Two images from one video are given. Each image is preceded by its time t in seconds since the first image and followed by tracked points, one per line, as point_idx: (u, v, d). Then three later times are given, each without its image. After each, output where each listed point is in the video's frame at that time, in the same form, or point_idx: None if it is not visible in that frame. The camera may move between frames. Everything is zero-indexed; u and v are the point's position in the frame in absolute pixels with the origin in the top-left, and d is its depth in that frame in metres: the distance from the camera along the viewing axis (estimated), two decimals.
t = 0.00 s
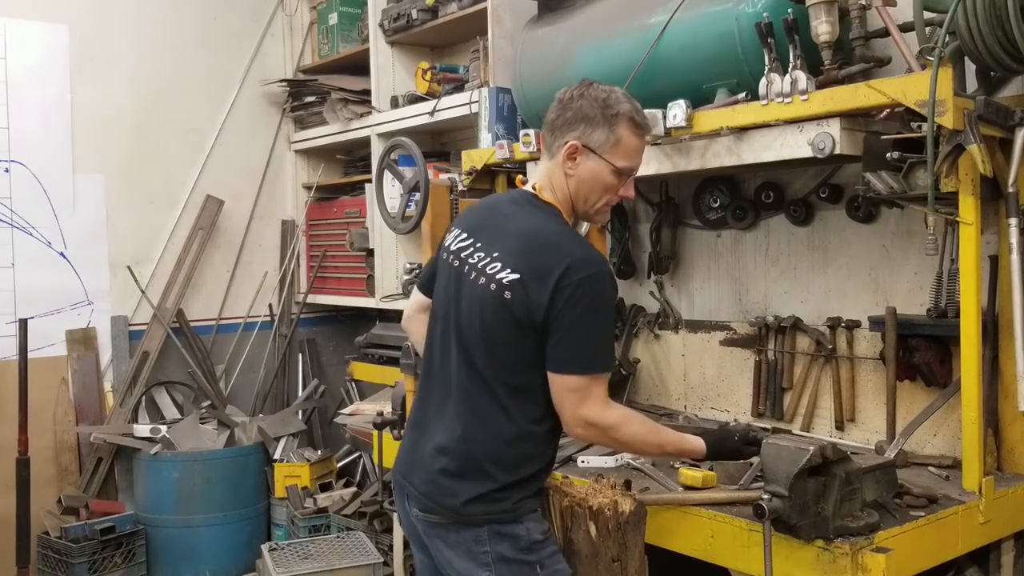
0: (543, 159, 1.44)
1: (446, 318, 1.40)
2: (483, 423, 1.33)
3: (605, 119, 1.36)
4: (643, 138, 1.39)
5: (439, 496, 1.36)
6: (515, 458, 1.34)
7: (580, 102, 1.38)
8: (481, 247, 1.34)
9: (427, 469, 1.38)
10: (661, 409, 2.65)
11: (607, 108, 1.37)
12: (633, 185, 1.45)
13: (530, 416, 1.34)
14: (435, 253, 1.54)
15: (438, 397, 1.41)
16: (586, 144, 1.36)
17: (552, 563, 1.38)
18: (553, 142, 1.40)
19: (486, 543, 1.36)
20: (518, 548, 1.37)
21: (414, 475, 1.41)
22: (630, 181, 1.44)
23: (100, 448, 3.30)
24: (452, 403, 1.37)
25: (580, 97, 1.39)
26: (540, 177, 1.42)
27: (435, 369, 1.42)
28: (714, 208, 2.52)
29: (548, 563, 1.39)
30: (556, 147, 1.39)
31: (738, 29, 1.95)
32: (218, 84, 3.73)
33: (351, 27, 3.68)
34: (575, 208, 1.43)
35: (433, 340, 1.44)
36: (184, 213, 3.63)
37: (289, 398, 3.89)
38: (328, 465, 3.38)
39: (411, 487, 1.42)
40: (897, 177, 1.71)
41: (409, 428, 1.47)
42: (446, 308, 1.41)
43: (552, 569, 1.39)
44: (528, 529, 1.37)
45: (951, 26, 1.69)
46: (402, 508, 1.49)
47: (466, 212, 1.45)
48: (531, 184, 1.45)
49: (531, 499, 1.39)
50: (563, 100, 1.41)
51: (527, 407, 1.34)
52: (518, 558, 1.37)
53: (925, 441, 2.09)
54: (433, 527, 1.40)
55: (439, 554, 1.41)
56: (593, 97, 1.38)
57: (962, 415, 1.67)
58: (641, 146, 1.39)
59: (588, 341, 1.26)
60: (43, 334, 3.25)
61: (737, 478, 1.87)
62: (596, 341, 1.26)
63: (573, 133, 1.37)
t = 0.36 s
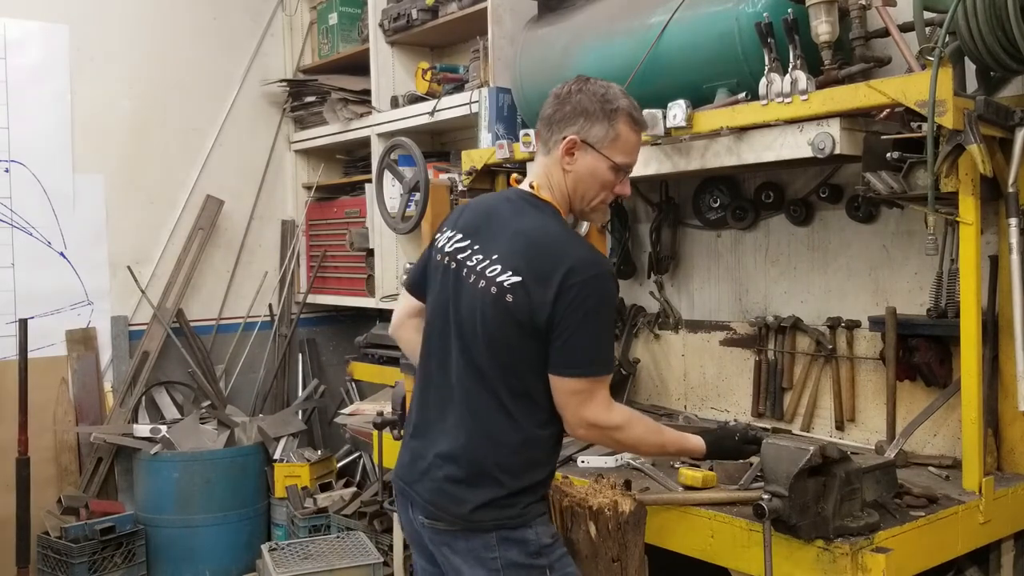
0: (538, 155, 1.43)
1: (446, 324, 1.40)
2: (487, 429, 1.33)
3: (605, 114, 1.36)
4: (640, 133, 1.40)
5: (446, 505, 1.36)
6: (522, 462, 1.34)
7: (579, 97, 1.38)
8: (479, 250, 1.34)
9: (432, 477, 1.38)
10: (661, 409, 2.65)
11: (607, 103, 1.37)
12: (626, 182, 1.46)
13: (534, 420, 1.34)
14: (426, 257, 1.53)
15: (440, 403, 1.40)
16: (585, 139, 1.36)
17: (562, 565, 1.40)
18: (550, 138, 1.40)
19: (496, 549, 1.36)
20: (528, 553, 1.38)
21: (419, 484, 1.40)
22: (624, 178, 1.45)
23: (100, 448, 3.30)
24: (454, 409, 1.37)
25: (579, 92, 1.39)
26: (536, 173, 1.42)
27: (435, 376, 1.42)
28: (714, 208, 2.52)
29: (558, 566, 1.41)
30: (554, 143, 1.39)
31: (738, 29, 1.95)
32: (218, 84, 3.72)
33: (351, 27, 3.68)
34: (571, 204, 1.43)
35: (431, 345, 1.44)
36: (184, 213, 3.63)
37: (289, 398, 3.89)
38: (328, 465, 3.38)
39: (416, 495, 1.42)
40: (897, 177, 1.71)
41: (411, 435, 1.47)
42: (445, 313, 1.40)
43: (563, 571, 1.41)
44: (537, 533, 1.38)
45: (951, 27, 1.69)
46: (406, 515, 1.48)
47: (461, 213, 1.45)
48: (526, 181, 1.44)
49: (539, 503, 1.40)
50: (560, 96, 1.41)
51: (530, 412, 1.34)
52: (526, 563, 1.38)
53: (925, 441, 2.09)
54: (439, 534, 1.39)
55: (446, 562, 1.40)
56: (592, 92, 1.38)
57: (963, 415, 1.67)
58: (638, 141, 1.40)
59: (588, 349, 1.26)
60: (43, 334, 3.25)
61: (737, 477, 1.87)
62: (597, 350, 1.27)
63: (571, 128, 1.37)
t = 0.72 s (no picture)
0: (546, 162, 1.44)
1: (448, 318, 1.41)
2: (485, 421, 1.33)
3: (607, 120, 1.36)
4: (645, 138, 1.39)
5: (440, 491, 1.36)
6: (520, 455, 1.35)
7: (581, 103, 1.38)
8: (482, 247, 1.35)
9: (428, 464, 1.39)
10: (661, 409, 2.65)
11: (608, 109, 1.37)
12: (637, 185, 1.45)
13: (535, 416, 1.34)
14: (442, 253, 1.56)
15: (441, 394, 1.41)
16: (589, 146, 1.36)
17: (552, 559, 1.39)
18: (555, 146, 1.40)
19: (488, 539, 1.36)
20: (519, 544, 1.38)
21: (416, 469, 1.41)
22: (634, 180, 1.44)
23: (100, 448, 3.30)
24: (453, 401, 1.37)
25: (581, 99, 1.38)
26: (544, 181, 1.43)
27: (438, 369, 1.42)
28: (714, 208, 2.52)
29: (549, 559, 1.40)
30: (559, 151, 1.40)
31: (738, 29, 1.95)
32: (218, 84, 3.72)
33: (351, 27, 3.68)
34: (580, 210, 1.43)
35: (439, 337, 1.44)
36: (184, 213, 3.63)
37: (289, 398, 3.89)
38: (327, 465, 3.38)
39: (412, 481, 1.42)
40: (897, 177, 1.71)
41: (413, 424, 1.48)
42: (449, 307, 1.41)
43: (553, 565, 1.40)
44: (529, 525, 1.37)
45: (951, 26, 1.69)
46: (404, 501, 1.49)
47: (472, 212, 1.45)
48: (535, 188, 1.45)
49: (534, 496, 1.40)
50: (564, 102, 1.41)
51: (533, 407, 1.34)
52: (518, 554, 1.37)
53: (925, 440, 2.09)
54: (435, 521, 1.39)
55: (440, 548, 1.40)
56: (593, 99, 1.37)
57: (963, 415, 1.67)
58: (643, 146, 1.40)
59: (578, 350, 1.26)
60: (43, 335, 3.25)
61: (737, 477, 1.87)
62: (588, 354, 1.27)
63: (575, 135, 1.37)
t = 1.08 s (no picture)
0: (542, 156, 1.43)
1: (447, 324, 1.40)
2: (489, 425, 1.32)
3: (607, 114, 1.37)
4: (642, 134, 1.41)
5: (445, 502, 1.36)
6: (522, 459, 1.34)
7: (581, 98, 1.39)
8: (481, 248, 1.35)
9: (432, 474, 1.38)
10: (661, 409, 2.65)
11: (609, 103, 1.38)
12: (629, 182, 1.46)
13: (539, 418, 1.35)
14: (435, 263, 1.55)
15: (441, 400, 1.40)
16: (589, 139, 1.36)
17: (561, 564, 1.40)
18: (553, 139, 1.40)
19: (495, 547, 1.36)
20: (527, 552, 1.38)
21: (418, 481, 1.40)
22: (628, 177, 1.46)
23: (100, 448, 3.30)
24: (455, 406, 1.37)
25: (581, 93, 1.39)
26: (540, 175, 1.42)
27: (437, 373, 1.42)
28: (714, 208, 2.52)
29: (557, 564, 1.41)
30: (557, 143, 1.39)
31: (738, 29, 1.95)
32: (218, 84, 3.72)
33: (351, 27, 3.68)
34: (575, 206, 1.43)
35: (433, 345, 1.43)
36: (184, 213, 3.63)
37: (289, 398, 3.89)
38: (328, 465, 3.38)
39: (416, 493, 1.41)
40: (897, 177, 1.71)
41: (413, 434, 1.46)
42: (446, 312, 1.41)
43: (555, 568, 1.40)
44: (537, 532, 1.38)
45: (951, 26, 1.69)
46: (406, 514, 1.48)
47: (464, 217, 1.45)
48: (529, 184, 1.44)
49: (539, 502, 1.39)
50: (562, 98, 1.41)
51: (538, 411, 1.34)
52: (527, 561, 1.37)
53: (925, 441, 2.09)
54: (440, 532, 1.39)
55: (445, 559, 1.40)
56: (594, 94, 1.39)
57: (962, 415, 1.67)
58: (641, 142, 1.41)
59: (586, 342, 1.26)
60: (43, 334, 3.25)
61: (737, 477, 1.87)
62: (597, 344, 1.27)
63: (574, 128, 1.37)
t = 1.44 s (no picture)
0: (539, 157, 1.43)
1: (443, 320, 1.41)
2: (480, 420, 1.33)
3: (606, 109, 1.40)
4: (638, 131, 1.44)
5: (437, 492, 1.36)
6: (515, 452, 1.34)
7: (579, 96, 1.42)
8: (476, 245, 1.36)
9: (424, 467, 1.38)
10: (661, 409, 2.65)
11: (607, 101, 1.41)
12: (627, 181, 1.47)
13: (533, 414, 1.35)
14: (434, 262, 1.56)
15: (435, 397, 1.41)
16: (590, 133, 1.38)
17: (549, 562, 1.39)
18: (553, 136, 1.41)
19: (484, 540, 1.36)
20: (516, 546, 1.37)
21: (411, 473, 1.41)
22: (624, 177, 1.47)
23: (100, 448, 3.30)
24: (448, 400, 1.37)
25: (579, 92, 1.42)
26: (538, 174, 1.42)
27: (433, 369, 1.43)
28: (714, 208, 2.52)
29: (545, 563, 1.40)
30: (558, 140, 1.40)
31: (738, 29, 1.95)
32: (218, 84, 3.72)
33: (351, 27, 3.68)
34: (575, 204, 1.43)
35: (432, 341, 1.45)
36: (184, 213, 3.63)
37: (289, 398, 3.89)
38: (328, 465, 3.38)
39: (408, 485, 1.42)
40: (897, 177, 1.71)
41: (408, 428, 1.47)
42: (443, 310, 1.41)
43: (548, 569, 1.40)
44: (526, 527, 1.37)
45: (951, 27, 1.69)
46: (400, 506, 1.48)
47: (463, 216, 1.46)
48: (527, 184, 1.43)
49: (530, 496, 1.39)
50: (560, 98, 1.44)
51: (532, 406, 1.34)
52: (515, 556, 1.37)
53: (925, 441, 2.09)
54: (431, 523, 1.39)
55: (435, 551, 1.40)
56: (592, 92, 1.42)
57: (963, 415, 1.67)
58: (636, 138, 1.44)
59: (576, 337, 1.26)
60: (43, 334, 3.25)
61: (737, 477, 1.87)
62: (587, 339, 1.27)
63: (575, 124, 1.39)
